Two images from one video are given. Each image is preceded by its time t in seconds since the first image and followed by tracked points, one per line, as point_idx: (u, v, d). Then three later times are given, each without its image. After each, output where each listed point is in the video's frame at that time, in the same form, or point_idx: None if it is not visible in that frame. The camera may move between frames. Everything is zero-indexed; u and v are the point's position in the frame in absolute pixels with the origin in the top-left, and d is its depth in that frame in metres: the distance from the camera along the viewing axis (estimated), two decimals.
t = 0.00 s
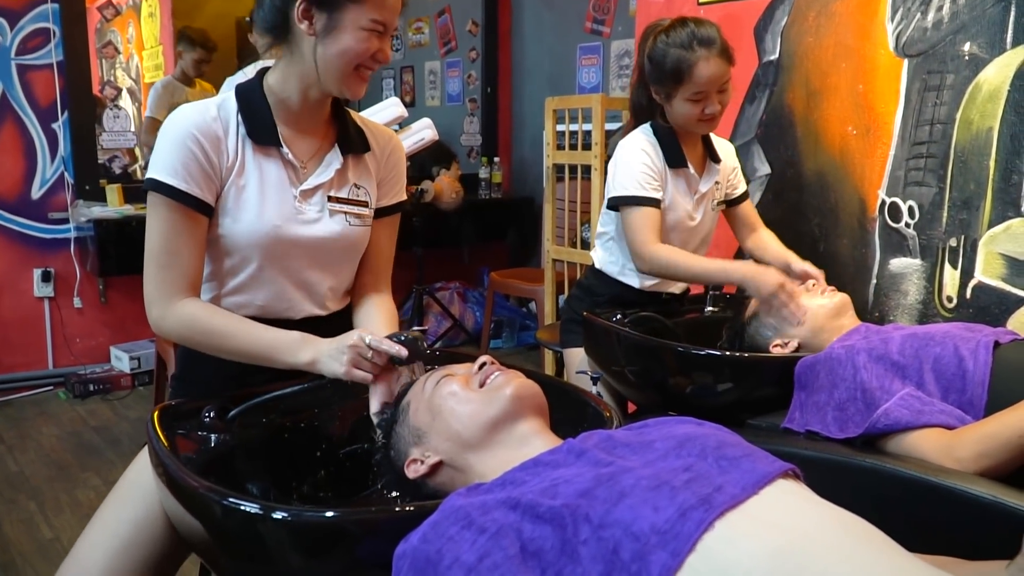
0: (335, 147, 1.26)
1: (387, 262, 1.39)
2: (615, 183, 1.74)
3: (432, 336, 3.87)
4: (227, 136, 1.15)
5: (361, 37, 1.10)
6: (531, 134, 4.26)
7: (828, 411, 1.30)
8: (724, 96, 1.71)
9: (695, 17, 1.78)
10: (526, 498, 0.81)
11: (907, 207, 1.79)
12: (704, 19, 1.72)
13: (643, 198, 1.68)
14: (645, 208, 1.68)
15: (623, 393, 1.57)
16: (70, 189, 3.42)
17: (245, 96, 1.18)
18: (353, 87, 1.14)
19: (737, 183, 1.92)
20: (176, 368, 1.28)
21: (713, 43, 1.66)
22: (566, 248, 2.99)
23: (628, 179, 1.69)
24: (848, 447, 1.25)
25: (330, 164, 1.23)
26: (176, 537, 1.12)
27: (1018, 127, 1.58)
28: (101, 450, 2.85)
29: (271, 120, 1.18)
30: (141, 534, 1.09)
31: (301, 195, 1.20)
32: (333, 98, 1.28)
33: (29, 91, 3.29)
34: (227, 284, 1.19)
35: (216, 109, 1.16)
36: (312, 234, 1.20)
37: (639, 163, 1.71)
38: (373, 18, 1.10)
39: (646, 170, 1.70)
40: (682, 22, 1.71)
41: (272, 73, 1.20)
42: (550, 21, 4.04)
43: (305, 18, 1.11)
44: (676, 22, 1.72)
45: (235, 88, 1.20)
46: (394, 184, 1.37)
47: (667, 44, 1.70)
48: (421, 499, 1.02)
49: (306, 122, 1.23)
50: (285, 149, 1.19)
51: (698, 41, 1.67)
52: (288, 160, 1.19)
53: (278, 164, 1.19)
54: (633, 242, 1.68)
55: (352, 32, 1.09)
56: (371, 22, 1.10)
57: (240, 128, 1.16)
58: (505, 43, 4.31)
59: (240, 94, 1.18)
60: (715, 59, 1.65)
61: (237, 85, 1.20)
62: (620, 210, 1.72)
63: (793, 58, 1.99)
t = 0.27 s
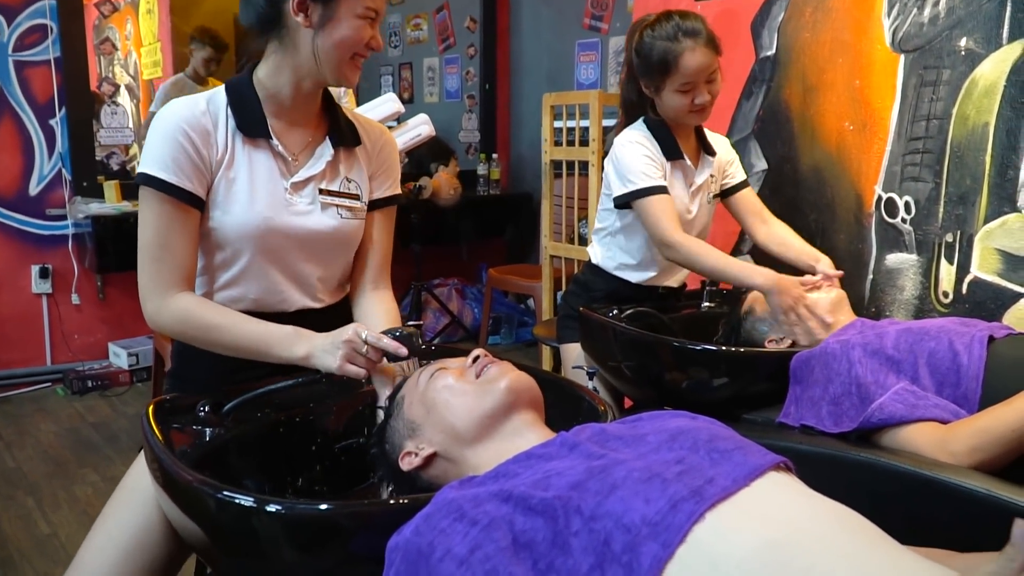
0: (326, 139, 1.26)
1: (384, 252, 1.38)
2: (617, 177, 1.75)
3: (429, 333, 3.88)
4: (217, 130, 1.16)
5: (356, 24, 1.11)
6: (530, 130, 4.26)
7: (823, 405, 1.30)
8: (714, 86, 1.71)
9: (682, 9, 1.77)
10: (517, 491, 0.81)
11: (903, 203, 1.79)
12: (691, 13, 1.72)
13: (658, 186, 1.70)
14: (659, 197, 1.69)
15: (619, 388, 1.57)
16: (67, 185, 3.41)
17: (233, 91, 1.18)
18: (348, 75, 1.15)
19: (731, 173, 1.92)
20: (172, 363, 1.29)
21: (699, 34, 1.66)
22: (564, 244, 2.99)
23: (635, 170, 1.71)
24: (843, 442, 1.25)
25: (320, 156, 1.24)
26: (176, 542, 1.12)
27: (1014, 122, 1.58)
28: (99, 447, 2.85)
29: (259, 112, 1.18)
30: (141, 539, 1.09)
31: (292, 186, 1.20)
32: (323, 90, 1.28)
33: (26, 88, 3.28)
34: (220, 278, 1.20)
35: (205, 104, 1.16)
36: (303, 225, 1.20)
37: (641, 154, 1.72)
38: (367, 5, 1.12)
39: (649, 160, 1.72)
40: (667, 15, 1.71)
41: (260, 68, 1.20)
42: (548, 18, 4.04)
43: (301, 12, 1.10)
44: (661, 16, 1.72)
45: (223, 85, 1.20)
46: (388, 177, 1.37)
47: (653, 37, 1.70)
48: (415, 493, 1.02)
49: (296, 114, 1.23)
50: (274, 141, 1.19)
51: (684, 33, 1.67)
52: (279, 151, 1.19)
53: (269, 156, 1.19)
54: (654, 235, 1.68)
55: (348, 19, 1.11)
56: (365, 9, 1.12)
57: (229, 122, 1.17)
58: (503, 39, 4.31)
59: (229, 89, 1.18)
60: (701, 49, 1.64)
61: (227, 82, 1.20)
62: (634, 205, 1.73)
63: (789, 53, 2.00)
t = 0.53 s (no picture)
0: (314, 131, 1.26)
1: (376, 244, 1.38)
2: (618, 174, 1.75)
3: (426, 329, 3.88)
4: (203, 129, 1.16)
5: (335, 10, 1.10)
6: (527, 127, 4.26)
7: (817, 401, 1.30)
8: (708, 79, 1.71)
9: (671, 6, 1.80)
10: (511, 484, 0.81)
11: (899, 199, 1.80)
12: (679, 10, 1.75)
13: (659, 185, 1.70)
14: (660, 197, 1.69)
15: (615, 384, 1.57)
16: (64, 182, 3.41)
17: (219, 88, 1.18)
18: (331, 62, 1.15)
19: (730, 169, 1.92)
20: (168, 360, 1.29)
21: (689, 28, 1.68)
22: (561, 241, 2.99)
23: (636, 169, 1.71)
24: (837, 437, 1.25)
25: (309, 149, 1.24)
26: (168, 532, 1.12)
27: (1009, 118, 1.58)
28: (96, 443, 2.85)
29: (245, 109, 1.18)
30: (131, 528, 1.09)
31: (281, 182, 1.20)
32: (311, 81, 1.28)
33: (23, 84, 3.29)
34: (214, 275, 1.20)
35: (190, 103, 1.16)
36: (293, 220, 1.20)
37: (642, 153, 1.72)
38: None
39: (649, 158, 1.72)
40: (657, 12, 1.73)
41: (246, 66, 1.21)
42: (545, 14, 4.03)
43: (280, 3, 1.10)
44: (651, 14, 1.74)
45: (210, 82, 1.20)
46: (382, 169, 1.37)
47: (644, 33, 1.71)
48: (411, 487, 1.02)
49: (284, 107, 1.23)
50: (261, 138, 1.19)
51: (673, 27, 1.69)
52: (266, 148, 1.19)
53: (256, 153, 1.19)
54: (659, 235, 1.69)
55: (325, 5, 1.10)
56: None
57: (214, 120, 1.17)
58: (501, 36, 4.31)
59: (214, 87, 1.19)
60: (690, 42, 1.66)
61: (213, 80, 1.20)
62: (635, 204, 1.73)
63: (784, 50, 2.01)
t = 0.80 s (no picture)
0: (320, 130, 1.26)
1: (383, 242, 1.39)
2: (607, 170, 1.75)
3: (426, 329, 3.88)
4: (204, 131, 1.15)
5: (332, 11, 1.09)
6: (527, 126, 4.26)
7: (819, 400, 1.30)
8: (700, 73, 1.73)
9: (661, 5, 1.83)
10: (514, 484, 0.81)
11: (900, 199, 1.80)
12: (669, 6, 1.78)
13: (641, 183, 1.70)
14: (636, 194, 1.70)
15: (617, 383, 1.57)
16: (64, 181, 3.41)
17: (220, 88, 1.18)
18: (328, 68, 1.14)
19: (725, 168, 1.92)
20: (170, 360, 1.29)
21: (678, 22, 1.71)
22: (562, 240, 2.99)
23: (621, 165, 1.71)
24: (838, 436, 1.25)
25: (315, 146, 1.24)
26: (169, 531, 1.12)
27: (1010, 118, 1.58)
28: (96, 442, 2.85)
29: (246, 107, 1.18)
30: (133, 524, 1.09)
31: (288, 179, 1.20)
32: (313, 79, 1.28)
33: (23, 83, 3.28)
34: (217, 276, 1.20)
35: (190, 104, 1.15)
36: (298, 217, 1.20)
37: (632, 148, 1.72)
38: None
39: (639, 155, 1.71)
40: (647, 10, 1.76)
41: (247, 66, 1.21)
42: (546, 14, 4.03)
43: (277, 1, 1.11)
44: (641, 13, 1.76)
45: (212, 82, 1.20)
46: (386, 168, 1.38)
47: (636, 31, 1.74)
48: (414, 486, 1.02)
49: (285, 105, 1.23)
50: (265, 136, 1.18)
51: (664, 23, 1.72)
52: (271, 146, 1.19)
53: (261, 152, 1.19)
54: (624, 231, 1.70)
55: (323, 6, 1.09)
56: None
57: (216, 121, 1.16)
58: (501, 36, 4.30)
59: (215, 87, 1.18)
60: (681, 35, 1.68)
61: (214, 80, 1.20)
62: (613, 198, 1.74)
63: (785, 49, 2.01)
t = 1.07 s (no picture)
0: (324, 130, 1.26)
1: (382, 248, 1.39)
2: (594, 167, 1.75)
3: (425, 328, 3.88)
4: (204, 126, 1.16)
5: (324, 28, 1.09)
6: (527, 125, 4.26)
7: (819, 399, 1.30)
8: (690, 69, 1.74)
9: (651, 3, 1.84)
10: (515, 482, 0.81)
11: (899, 198, 1.80)
12: (660, 4, 1.80)
13: (621, 180, 1.70)
14: (613, 194, 1.71)
15: (616, 382, 1.57)
16: (64, 180, 3.41)
17: (223, 86, 1.19)
18: (316, 78, 1.14)
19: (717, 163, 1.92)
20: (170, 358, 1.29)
21: (669, 18, 1.73)
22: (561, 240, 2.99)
23: (606, 162, 1.72)
24: (838, 435, 1.25)
25: (317, 145, 1.24)
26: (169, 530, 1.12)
27: (1009, 117, 1.58)
28: (96, 442, 2.85)
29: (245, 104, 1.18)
30: (131, 520, 1.09)
31: (288, 177, 1.20)
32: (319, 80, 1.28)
33: (22, 82, 3.28)
34: (217, 274, 1.20)
35: (192, 100, 1.16)
36: (298, 216, 1.20)
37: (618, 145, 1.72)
38: (341, 11, 1.09)
39: (625, 152, 1.72)
40: (638, 7, 1.78)
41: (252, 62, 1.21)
42: (545, 13, 4.03)
43: None
44: (631, 10, 1.78)
45: (217, 77, 1.21)
46: (389, 172, 1.38)
47: (627, 26, 1.75)
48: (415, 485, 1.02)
49: (286, 103, 1.23)
50: (266, 132, 1.18)
51: (654, 19, 1.74)
52: (272, 143, 1.19)
53: (264, 149, 1.19)
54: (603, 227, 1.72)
55: (318, 19, 1.09)
56: (338, 13, 1.09)
57: (216, 117, 1.16)
58: (501, 35, 4.30)
59: (219, 85, 1.19)
60: (671, 31, 1.69)
61: (219, 74, 1.20)
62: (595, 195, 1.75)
63: (785, 48, 2.02)
